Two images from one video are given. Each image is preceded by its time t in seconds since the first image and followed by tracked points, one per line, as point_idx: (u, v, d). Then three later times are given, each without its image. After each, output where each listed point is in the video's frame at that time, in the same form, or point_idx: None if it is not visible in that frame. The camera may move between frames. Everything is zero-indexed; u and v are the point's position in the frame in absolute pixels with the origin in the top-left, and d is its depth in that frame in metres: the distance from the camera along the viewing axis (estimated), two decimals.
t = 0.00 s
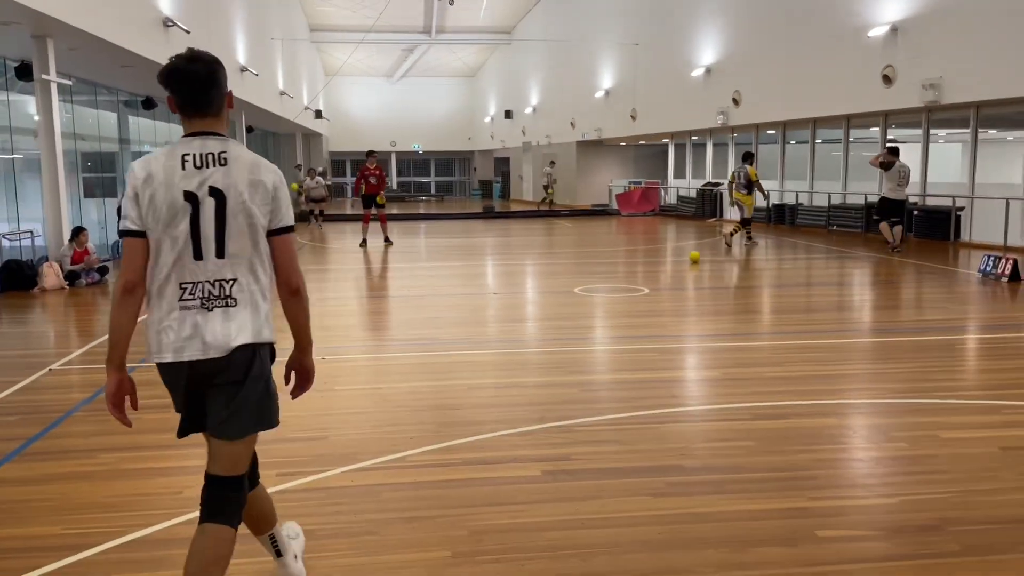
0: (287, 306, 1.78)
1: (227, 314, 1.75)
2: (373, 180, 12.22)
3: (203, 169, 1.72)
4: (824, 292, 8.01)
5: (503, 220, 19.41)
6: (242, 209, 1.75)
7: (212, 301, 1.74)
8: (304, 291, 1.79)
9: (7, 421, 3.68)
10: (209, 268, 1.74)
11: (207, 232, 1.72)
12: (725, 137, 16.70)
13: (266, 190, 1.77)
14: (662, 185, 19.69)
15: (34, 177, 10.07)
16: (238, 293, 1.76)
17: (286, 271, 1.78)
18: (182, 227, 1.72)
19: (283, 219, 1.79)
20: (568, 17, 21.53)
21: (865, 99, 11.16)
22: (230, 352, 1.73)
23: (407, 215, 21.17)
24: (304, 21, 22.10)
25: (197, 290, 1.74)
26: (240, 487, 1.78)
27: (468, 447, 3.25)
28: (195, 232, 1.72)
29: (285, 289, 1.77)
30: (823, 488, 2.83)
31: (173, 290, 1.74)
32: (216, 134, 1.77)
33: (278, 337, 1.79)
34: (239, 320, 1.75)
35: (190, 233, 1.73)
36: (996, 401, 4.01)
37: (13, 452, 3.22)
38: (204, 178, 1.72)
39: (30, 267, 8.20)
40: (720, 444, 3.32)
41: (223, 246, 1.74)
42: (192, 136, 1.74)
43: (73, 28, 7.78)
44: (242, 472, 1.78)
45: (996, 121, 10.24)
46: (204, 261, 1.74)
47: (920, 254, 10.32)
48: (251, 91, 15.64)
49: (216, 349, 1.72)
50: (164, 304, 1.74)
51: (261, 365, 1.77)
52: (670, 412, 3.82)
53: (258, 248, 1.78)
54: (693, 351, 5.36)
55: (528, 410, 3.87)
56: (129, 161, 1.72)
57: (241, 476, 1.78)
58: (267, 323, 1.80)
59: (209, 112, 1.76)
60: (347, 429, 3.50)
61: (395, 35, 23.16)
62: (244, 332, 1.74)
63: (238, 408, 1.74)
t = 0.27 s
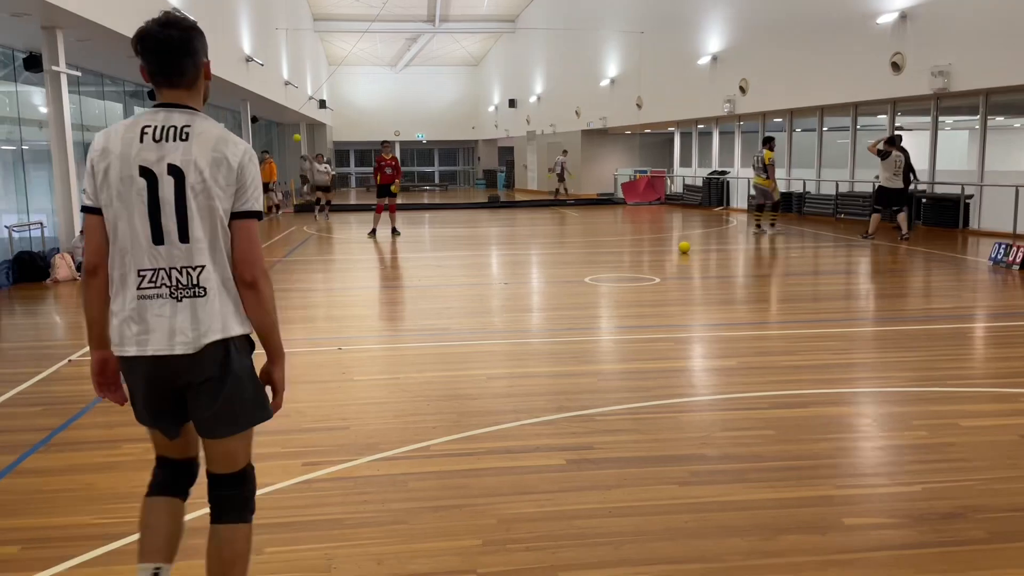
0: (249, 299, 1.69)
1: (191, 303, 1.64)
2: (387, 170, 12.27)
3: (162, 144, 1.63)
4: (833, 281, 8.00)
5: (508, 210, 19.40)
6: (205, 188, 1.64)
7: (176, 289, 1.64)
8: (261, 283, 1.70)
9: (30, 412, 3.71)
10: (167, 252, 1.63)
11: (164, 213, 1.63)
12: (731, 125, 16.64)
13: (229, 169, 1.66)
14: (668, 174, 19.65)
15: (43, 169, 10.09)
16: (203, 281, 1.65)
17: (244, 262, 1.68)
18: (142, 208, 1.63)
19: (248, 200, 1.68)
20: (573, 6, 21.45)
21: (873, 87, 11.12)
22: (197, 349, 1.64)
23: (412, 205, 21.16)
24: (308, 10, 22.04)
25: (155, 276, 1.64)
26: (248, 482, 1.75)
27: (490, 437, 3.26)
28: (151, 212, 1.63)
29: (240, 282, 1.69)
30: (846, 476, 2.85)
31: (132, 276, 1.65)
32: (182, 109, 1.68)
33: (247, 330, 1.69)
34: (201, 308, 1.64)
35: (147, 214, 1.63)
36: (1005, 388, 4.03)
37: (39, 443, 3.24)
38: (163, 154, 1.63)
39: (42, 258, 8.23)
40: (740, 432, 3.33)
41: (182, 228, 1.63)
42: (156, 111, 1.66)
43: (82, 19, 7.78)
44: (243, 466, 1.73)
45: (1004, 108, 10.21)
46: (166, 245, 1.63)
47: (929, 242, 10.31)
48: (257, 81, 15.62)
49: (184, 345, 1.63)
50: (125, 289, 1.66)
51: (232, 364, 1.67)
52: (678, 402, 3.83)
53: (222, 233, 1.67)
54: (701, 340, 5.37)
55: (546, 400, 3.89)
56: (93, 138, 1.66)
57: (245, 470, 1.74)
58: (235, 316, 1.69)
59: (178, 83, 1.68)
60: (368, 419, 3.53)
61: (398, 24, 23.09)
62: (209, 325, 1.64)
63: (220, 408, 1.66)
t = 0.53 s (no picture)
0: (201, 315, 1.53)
1: (133, 320, 1.49)
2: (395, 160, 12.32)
3: (98, 149, 1.48)
4: (840, 269, 8.02)
5: (513, 200, 19.40)
6: (148, 195, 1.49)
7: (116, 304, 1.49)
8: (218, 291, 1.54)
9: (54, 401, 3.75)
10: (104, 268, 1.48)
11: (102, 222, 1.47)
12: (738, 114, 16.60)
13: (176, 176, 1.51)
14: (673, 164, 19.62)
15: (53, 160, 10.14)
16: (147, 296, 1.50)
17: (195, 270, 1.51)
18: (78, 218, 1.48)
19: (195, 206, 1.53)
20: None
21: (881, 75, 11.10)
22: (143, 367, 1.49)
23: (417, 195, 21.18)
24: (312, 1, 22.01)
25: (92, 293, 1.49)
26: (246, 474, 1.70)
27: (510, 423, 3.30)
28: (86, 221, 1.48)
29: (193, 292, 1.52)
30: (866, 460, 2.88)
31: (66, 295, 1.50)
32: (121, 109, 1.53)
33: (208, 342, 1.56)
34: (147, 326, 1.50)
35: (82, 225, 1.48)
36: (1014, 374, 4.06)
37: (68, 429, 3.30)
38: (99, 160, 1.48)
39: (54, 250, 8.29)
40: (757, 418, 3.37)
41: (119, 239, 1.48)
42: (91, 113, 1.51)
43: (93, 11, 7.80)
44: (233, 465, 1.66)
45: (1012, 96, 10.20)
46: (104, 258, 1.48)
47: (938, 230, 10.29)
48: (263, 71, 15.64)
49: (126, 365, 1.48)
50: (59, 309, 1.50)
51: (191, 379, 1.54)
52: (679, 390, 3.85)
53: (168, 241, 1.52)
54: (710, 329, 5.38)
55: (562, 387, 3.93)
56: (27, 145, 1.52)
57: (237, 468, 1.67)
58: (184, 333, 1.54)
59: (119, 82, 1.53)
60: (389, 406, 3.57)
61: (403, 15, 23.05)
62: (156, 343, 1.50)
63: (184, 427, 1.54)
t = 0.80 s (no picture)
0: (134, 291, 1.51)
1: (59, 295, 1.42)
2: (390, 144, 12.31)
3: (34, 116, 1.43)
4: (834, 253, 8.09)
5: (507, 184, 19.40)
6: (88, 165, 1.45)
7: (38, 277, 1.41)
8: (156, 270, 1.53)
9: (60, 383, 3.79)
10: (30, 239, 1.41)
11: (35, 191, 1.41)
12: (732, 98, 16.63)
13: (115, 148, 1.48)
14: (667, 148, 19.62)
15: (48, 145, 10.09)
16: (74, 271, 1.44)
17: (133, 246, 1.50)
18: (7, 186, 1.41)
19: (132, 181, 1.51)
20: None
21: (876, 59, 11.13)
22: (65, 348, 1.42)
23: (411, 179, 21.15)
24: None
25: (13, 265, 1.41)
26: (172, 475, 1.64)
27: (514, 403, 3.36)
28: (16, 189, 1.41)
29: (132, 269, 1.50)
30: (862, 438, 2.95)
31: None
32: (52, 77, 1.48)
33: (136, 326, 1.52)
34: (72, 302, 1.43)
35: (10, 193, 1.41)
36: (1004, 354, 4.14)
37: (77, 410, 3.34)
38: (38, 127, 1.43)
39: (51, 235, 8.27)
40: (755, 398, 3.43)
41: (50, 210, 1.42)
42: (22, 80, 1.45)
43: None
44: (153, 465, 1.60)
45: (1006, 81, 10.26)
46: (31, 229, 1.42)
47: (931, 214, 10.36)
48: (256, 55, 15.56)
49: (45, 343, 1.40)
50: None
51: (115, 368, 1.48)
52: (671, 371, 3.90)
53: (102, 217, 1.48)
54: (705, 311, 5.45)
55: (562, 369, 3.98)
56: None
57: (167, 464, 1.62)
58: (111, 313, 1.49)
59: (55, 48, 1.49)
60: (393, 387, 3.61)
61: None
62: (81, 321, 1.43)
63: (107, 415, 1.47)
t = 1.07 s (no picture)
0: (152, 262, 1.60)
1: (103, 270, 1.45)
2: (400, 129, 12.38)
3: (62, 95, 1.40)
4: (842, 238, 8.14)
5: (516, 169, 19.43)
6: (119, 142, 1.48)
7: (82, 254, 1.43)
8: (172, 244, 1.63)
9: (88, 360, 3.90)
10: (72, 217, 1.42)
11: (73, 171, 1.40)
12: (742, 83, 16.62)
13: (138, 122, 1.51)
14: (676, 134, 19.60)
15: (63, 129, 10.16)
16: (116, 246, 1.47)
17: (156, 220, 1.59)
18: (45, 168, 1.38)
19: (154, 154, 1.56)
20: None
21: (886, 45, 11.12)
22: (112, 321, 1.45)
23: (419, 164, 21.19)
24: None
25: (59, 243, 1.40)
26: (151, 465, 1.66)
27: (530, 380, 3.45)
28: (55, 170, 1.38)
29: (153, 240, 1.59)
30: (870, 414, 3.03)
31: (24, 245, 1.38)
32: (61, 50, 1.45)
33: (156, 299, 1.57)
34: (118, 278, 1.47)
35: (48, 173, 1.38)
36: (1009, 335, 4.21)
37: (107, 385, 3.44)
38: (67, 105, 1.40)
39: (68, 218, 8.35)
40: (765, 376, 3.51)
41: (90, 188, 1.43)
42: (37, 54, 1.40)
43: None
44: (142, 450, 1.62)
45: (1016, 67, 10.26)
46: (71, 207, 1.42)
47: (940, 200, 10.39)
48: (267, 39, 15.61)
49: (96, 317, 1.43)
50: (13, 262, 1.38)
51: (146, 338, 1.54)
52: (680, 351, 3.98)
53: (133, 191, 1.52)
54: (714, 293, 5.54)
55: (575, 348, 4.07)
56: None
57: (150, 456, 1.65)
58: (143, 283, 1.55)
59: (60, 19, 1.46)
60: (411, 364, 3.71)
61: None
62: (125, 295, 1.47)
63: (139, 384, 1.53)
